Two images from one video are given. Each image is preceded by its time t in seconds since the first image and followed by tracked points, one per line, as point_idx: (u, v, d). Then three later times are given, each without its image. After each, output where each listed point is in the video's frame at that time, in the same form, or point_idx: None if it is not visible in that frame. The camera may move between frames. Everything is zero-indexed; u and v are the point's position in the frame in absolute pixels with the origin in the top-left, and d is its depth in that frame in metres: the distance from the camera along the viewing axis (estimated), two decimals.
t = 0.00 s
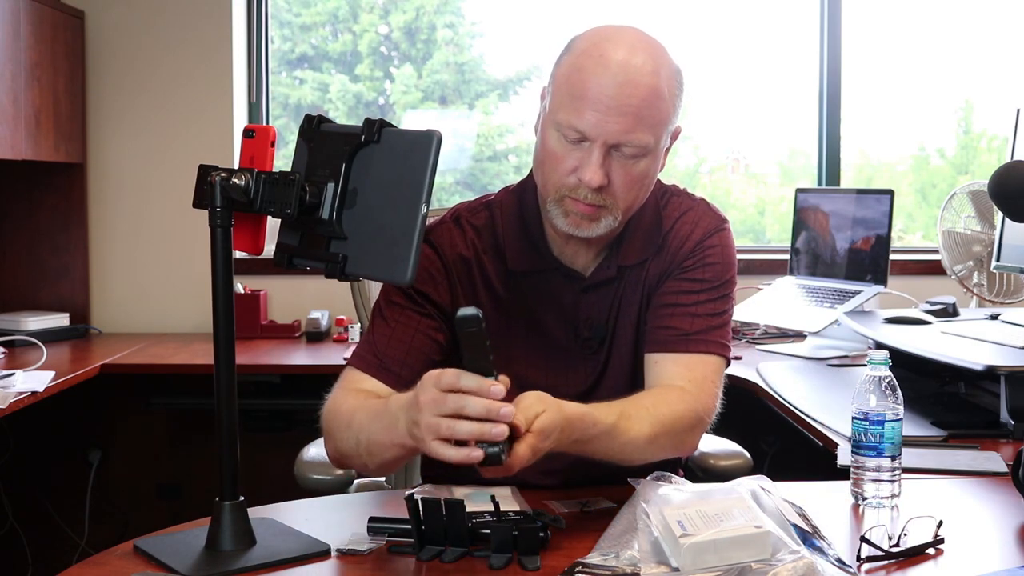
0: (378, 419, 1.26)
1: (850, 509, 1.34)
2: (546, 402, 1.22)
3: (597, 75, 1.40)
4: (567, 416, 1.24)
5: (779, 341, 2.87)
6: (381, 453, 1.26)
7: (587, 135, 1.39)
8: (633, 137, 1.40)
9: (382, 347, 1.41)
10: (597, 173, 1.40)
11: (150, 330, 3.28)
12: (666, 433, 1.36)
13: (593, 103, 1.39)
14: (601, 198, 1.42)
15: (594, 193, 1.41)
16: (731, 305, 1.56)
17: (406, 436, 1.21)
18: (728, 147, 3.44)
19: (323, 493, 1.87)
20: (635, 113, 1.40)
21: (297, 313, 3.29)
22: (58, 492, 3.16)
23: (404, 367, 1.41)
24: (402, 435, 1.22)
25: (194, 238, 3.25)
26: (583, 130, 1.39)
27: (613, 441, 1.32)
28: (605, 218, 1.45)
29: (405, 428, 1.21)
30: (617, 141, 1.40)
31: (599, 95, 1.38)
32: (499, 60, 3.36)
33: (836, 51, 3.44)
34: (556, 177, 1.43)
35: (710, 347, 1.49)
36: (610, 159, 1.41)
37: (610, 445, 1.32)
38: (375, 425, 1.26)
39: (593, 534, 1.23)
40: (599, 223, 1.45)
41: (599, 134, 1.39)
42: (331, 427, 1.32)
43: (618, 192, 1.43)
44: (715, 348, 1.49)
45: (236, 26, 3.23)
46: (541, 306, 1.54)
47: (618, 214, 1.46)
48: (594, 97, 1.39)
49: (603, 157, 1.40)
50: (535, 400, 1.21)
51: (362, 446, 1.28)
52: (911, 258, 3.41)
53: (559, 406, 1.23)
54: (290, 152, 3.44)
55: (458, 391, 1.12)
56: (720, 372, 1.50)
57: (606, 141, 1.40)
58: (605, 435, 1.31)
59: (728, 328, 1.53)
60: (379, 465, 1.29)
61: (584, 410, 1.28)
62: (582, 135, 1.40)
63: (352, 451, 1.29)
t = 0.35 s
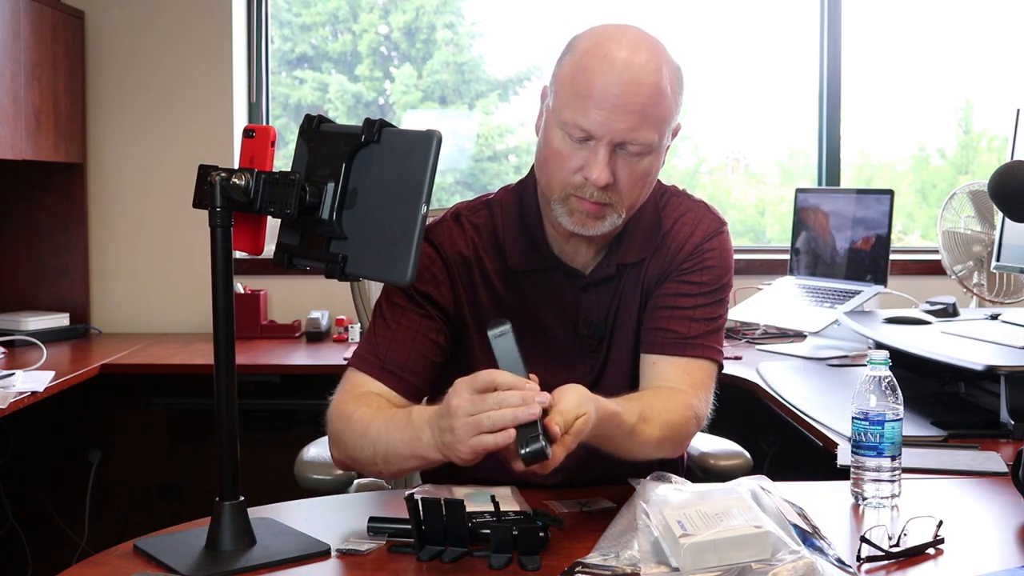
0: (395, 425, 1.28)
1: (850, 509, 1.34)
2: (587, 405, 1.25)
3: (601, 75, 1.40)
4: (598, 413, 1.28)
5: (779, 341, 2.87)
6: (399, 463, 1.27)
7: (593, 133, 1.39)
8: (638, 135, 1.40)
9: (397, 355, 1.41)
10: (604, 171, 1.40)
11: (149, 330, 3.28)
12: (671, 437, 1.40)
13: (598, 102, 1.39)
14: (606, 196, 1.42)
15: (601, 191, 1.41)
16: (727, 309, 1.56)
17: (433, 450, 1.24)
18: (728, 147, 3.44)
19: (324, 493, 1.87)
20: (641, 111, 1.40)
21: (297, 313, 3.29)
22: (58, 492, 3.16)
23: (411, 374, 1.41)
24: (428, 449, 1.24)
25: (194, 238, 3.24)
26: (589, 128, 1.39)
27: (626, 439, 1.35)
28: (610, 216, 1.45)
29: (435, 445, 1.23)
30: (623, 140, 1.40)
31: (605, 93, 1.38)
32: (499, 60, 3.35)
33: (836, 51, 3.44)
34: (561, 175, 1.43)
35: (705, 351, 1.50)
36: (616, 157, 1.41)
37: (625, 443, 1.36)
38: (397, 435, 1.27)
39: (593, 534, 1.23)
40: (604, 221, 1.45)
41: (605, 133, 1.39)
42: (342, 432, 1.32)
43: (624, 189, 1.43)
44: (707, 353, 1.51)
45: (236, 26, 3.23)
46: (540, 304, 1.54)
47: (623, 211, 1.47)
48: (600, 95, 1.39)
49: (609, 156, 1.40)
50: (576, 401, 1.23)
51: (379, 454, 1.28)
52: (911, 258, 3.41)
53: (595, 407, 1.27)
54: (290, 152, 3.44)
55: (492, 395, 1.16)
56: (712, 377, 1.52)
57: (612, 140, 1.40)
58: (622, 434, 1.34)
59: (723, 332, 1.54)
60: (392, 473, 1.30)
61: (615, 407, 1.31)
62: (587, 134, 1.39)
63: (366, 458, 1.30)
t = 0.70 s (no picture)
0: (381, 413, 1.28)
1: (850, 509, 1.34)
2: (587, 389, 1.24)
3: (602, 71, 1.40)
4: (597, 399, 1.27)
5: (779, 341, 2.87)
6: (384, 447, 1.28)
7: (595, 128, 1.39)
8: (641, 131, 1.40)
9: (384, 342, 1.41)
10: (606, 166, 1.40)
11: (149, 330, 3.28)
12: (664, 434, 1.41)
13: (600, 98, 1.39)
14: (608, 192, 1.42)
15: (602, 186, 1.41)
16: (722, 309, 1.56)
17: (418, 431, 1.24)
18: (728, 147, 3.44)
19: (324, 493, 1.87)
20: (643, 109, 1.40)
21: (297, 313, 3.29)
22: (58, 492, 3.16)
23: (398, 368, 1.42)
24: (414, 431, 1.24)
25: (193, 237, 3.24)
26: (590, 124, 1.39)
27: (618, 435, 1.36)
28: (611, 211, 1.45)
29: (420, 427, 1.23)
30: (625, 136, 1.40)
31: (606, 90, 1.39)
32: (499, 60, 3.35)
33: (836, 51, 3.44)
34: (561, 171, 1.43)
35: (698, 351, 1.50)
36: (617, 153, 1.41)
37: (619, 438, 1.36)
38: (381, 417, 1.27)
39: (594, 534, 1.23)
40: (605, 216, 1.45)
41: (607, 129, 1.39)
42: (330, 418, 1.34)
43: (626, 185, 1.43)
44: (698, 353, 1.50)
45: (236, 26, 3.23)
46: (537, 302, 1.54)
47: (623, 207, 1.46)
48: (601, 91, 1.39)
49: (611, 151, 1.40)
50: (576, 384, 1.23)
51: (362, 437, 1.29)
52: (911, 258, 3.41)
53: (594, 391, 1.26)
54: (290, 152, 3.43)
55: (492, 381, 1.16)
56: (705, 378, 1.52)
57: (614, 135, 1.40)
58: (615, 429, 1.35)
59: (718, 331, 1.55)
60: (377, 459, 1.30)
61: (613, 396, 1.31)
62: (589, 130, 1.40)
63: (351, 442, 1.31)
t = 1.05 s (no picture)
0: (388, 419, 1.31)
1: (850, 509, 1.34)
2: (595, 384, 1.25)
3: (598, 71, 1.40)
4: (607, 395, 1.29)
5: (779, 341, 2.87)
6: (395, 454, 1.29)
7: (591, 129, 1.39)
8: (637, 132, 1.40)
9: (395, 351, 1.44)
10: (602, 167, 1.39)
11: (149, 330, 3.28)
12: (664, 430, 1.41)
13: (596, 99, 1.39)
14: (604, 192, 1.42)
15: (598, 186, 1.41)
16: (720, 308, 1.56)
17: (432, 440, 1.25)
18: (728, 147, 3.43)
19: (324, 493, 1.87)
20: (639, 109, 1.40)
21: (297, 313, 3.29)
22: (58, 492, 3.16)
23: (399, 378, 1.44)
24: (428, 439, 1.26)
25: (193, 238, 3.25)
26: (586, 125, 1.39)
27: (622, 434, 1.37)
28: (606, 211, 1.45)
29: (433, 434, 1.25)
30: (621, 136, 1.40)
31: (602, 91, 1.39)
32: (499, 60, 3.36)
33: (835, 51, 3.44)
34: (558, 172, 1.43)
35: (696, 350, 1.50)
36: (613, 153, 1.41)
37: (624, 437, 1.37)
38: (394, 424, 1.30)
39: (594, 534, 1.23)
40: (600, 215, 1.45)
41: (603, 129, 1.39)
42: (343, 424, 1.36)
43: (622, 185, 1.43)
44: (696, 352, 1.50)
45: (236, 26, 3.23)
46: (533, 301, 1.54)
47: (619, 206, 1.46)
48: (597, 92, 1.39)
49: (607, 151, 1.40)
50: (587, 384, 1.22)
51: (374, 442, 1.31)
52: (911, 258, 3.41)
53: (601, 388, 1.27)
54: (290, 152, 3.43)
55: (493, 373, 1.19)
56: (703, 376, 1.52)
57: (610, 136, 1.40)
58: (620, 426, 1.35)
59: (715, 330, 1.55)
60: (386, 467, 1.32)
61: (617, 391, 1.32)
62: (585, 131, 1.40)
63: (361, 447, 1.33)
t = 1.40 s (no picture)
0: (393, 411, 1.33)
1: (850, 509, 1.34)
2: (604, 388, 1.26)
3: (589, 70, 1.40)
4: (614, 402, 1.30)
5: (780, 341, 2.87)
6: (404, 446, 1.31)
7: (584, 128, 1.39)
8: (629, 129, 1.40)
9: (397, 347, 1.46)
10: (596, 165, 1.39)
11: (149, 330, 3.28)
12: (669, 431, 1.41)
13: (588, 97, 1.39)
14: (600, 190, 1.41)
15: (593, 184, 1.41)
16: (719, 306, 1.58)
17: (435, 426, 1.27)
18: (728, 147, 3.43)
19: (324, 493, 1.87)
20: (629, 105, 1.40)
21: (297, 313, 3.29)
22: (58, 492, 3.16)
23: (403, 379, 1.46)
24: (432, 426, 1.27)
25: (193, 238, 3.25)
26: (578, 124, 1.39)
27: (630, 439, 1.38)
28: (603, 209, 1.44)
29: (437, 421, 1.26)
30: (614, 133, 1.40)
31: (593, 89, 1.39)
32: (499, 60, 3.36)
33: (835, 51, 3.44)
34: (552, 172, 1.43)
35: (700, 350, 1.51)
36: (607, 151, 1.41)
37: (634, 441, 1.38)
38: (399, 416, 1.32)
39: (594, 534, 1.23)
40: (597, 214, 1.45)
41: (595, 127, 1.39)
42: (350, 424, 1.37)
43: (616, 182, 1.43)
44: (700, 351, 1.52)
45: (236, 26, 3.23)
46: (531, 301, 1.54)
47: (615, 204, 1.46)
48: (588, 91, 1.39)
49: (600, 150, 1.40)
50: (596, 387, 1.22)
51: (382, 438, 1.33)
52: (911, 258, 3.41)
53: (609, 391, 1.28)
54: (290, 152, 3.43)
55: (494, 366, 1.19)
56: (708, 376, 1.53)
57: (602, 133, 1.40)
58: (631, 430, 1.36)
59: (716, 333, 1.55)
60: (397, 461, 1.34)
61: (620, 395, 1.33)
62: (577, 130, 1.40)
63: (370, 444, 1.34)
